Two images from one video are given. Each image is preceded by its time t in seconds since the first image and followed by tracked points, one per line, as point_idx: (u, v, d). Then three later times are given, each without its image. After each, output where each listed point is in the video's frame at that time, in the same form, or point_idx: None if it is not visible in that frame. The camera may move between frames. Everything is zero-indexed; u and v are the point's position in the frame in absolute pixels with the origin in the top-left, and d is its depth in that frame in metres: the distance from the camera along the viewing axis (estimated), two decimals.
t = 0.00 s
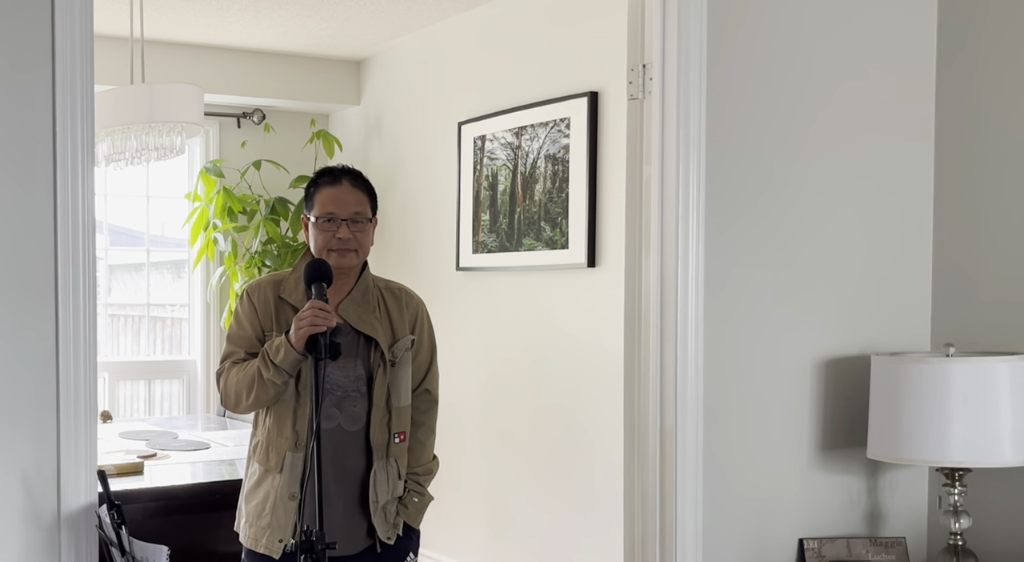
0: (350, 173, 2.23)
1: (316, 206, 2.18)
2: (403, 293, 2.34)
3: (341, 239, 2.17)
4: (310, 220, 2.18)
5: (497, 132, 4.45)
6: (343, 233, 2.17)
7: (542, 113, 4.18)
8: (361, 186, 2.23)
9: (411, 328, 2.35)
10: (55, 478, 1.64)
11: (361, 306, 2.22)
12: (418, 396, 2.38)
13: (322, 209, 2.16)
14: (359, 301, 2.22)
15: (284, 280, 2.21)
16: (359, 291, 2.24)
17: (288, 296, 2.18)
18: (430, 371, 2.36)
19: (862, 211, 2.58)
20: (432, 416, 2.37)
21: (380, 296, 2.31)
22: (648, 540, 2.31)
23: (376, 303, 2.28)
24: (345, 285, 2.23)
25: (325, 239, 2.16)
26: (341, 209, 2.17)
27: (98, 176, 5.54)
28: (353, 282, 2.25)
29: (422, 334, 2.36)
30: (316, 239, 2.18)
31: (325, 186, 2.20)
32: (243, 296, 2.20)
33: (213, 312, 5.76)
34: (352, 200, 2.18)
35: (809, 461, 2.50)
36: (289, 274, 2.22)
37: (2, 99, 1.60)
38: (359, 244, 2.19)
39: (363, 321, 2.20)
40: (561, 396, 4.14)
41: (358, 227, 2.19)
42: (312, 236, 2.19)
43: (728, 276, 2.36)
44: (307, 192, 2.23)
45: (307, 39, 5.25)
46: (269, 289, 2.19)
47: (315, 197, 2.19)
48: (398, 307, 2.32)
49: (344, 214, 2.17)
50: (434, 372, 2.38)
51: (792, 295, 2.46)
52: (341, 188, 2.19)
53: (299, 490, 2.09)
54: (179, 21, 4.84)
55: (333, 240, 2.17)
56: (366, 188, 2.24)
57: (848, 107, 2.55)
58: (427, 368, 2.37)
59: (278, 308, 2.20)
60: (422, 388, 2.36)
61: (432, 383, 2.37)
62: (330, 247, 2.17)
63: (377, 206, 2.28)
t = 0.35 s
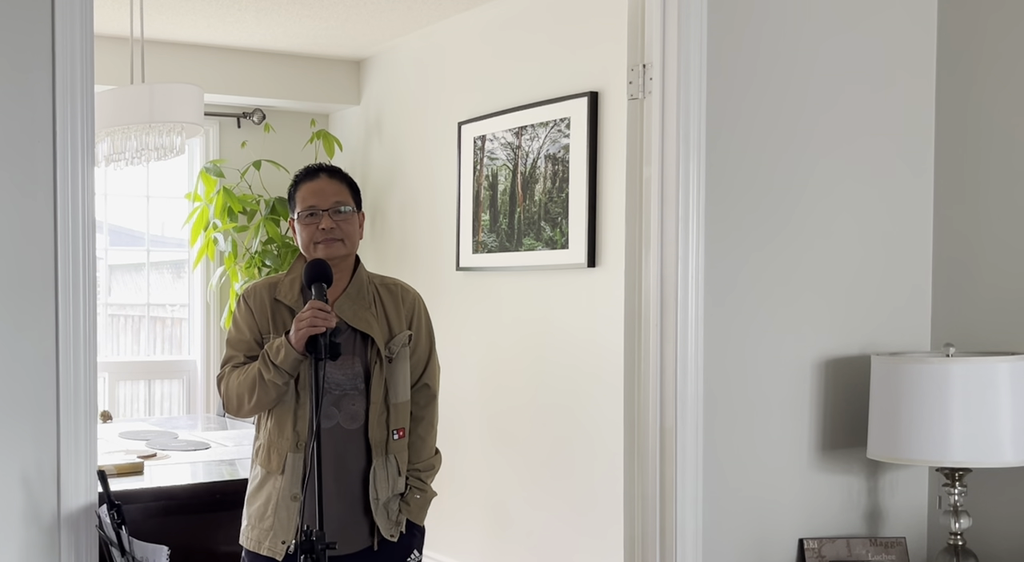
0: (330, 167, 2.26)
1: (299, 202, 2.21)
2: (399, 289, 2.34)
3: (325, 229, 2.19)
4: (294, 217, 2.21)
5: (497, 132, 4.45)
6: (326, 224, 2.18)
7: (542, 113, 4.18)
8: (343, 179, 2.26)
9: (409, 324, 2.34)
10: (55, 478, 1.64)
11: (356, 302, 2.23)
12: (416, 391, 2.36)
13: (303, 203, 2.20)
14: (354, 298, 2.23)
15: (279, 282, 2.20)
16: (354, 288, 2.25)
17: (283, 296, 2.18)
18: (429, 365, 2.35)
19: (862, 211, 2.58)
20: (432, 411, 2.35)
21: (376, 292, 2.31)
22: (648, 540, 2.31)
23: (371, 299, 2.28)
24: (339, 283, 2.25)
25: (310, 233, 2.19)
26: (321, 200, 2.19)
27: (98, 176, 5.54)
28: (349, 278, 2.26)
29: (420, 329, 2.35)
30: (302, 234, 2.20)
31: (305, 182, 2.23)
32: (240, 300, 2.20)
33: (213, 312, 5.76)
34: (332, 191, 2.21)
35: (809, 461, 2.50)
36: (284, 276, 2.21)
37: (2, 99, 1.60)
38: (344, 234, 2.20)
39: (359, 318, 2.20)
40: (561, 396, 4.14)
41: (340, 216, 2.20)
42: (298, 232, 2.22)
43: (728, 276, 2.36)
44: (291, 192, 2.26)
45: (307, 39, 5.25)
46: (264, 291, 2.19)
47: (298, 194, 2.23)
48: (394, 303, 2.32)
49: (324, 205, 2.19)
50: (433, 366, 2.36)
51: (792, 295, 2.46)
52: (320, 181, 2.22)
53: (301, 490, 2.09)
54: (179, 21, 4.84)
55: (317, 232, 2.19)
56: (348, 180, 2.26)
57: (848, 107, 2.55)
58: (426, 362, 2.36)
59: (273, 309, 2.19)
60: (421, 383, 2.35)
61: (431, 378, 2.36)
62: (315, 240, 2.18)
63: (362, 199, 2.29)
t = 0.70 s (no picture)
0: (345, 166, 2.28)
1: (310, 197, 2.22)
2: (401, 289, 2.34)
3: (333, 226, 2.19)
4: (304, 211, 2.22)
5: (497, 132, 4.45)
6: (335, 220, 2.19)
7: (542, 113, 4.18)
8: (355, 177, 2.26)
9: (410, 324, 2.34)
10: (55, 478, 1.64)
11: (357, 302, 2.22)
12: (418, 392, 2.37)
13: (315, 198, 2.20)
14: (357, 298, 2.22)
15: (281, 281, 2.20)
16: (356, 288, 2.24)
17: (286, 295, 2.18)
18: (431, 366, 2.36)
19: (863, 211, 2.58)
20: (433, 412, 2.36)
21: (378, 292, 2.31)
22: (648, 540, 2.31)
23: (373, 300, 2.28)
24: (342, 283, 2.24)
25: (317, 227, 2.19)
26: (332, 197, 2.20)
27: (98, 176, 5.54)
28: (351, 280, 2.25)
29: (421, 330, 2.36)
30: (311, 229, 2.21)
31: (319, 178, 2.24)
32: (241, 298, 2.20)
33: (213, 312, 5.76)
34: (344, 188, 2.21)
35: (809, 461, 2.50)
36: (286, 276, 2.22)
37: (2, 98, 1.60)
38: (351, 233, 2.21)
39: (361, 317, 2.20)
40: (561, 396, 4.14)
41: (350, 215, 2.21)
42: (307, 227, 2.22)
43: (728, 275, 2.36)
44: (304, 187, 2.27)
45: (307, 39, 5.24)
46: (266, 290, 2.19)
47: (310, 188, 2.23)
48: (396, 304, 2.32)
49: (335, 202, 2.20)
50: (434, 366, 2.37)
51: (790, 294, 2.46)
52: (333, 178, 2.22)
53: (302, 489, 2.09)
54: (179, 21, 4.84)
55: (326, 228, 2.19)
56: (360, 179, 2.27)
57: (848, 107, 2.55)
58: (428, 363, 2.36)
59: (276, 308, 2.20)
60: (423, 384, 2.36)
61: (433, 379, 2.36)
62: (322, 235, 2.19)
63: (373, 202, 2.30)
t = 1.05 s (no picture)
0: (370, 178, 2.24)
1: (333, 203, 2.17)
2: (399, 291, 2.35)
3: (350, 241, 2.17)
4: (323, 215, 2.17)
5: (497, 133, 4.46)
6: (353, 237, 2.17)
7: (542, 113, 4.18)
8: (375, 190, 2.24)
9: (409, 325, 2.35)
10: (54, 478, 1.64)
11: (358, 303, 2.22)
12: (417, 393, 2.38)
13: (338, 208, 2.16)
14: (357, 299, 2.22)
15: (281, 280, 2.21)
16: (356, 289, 2.24)
17: (285, 295, 2.18)
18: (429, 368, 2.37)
19: (862, 211, 2.58)
20: (433, 412, 2.37)
21: (377, 294, 2.31)
22: (648, 540, 2.31)
23: (372, 301, 2.28)
24: (343, 284, 2.23)
25: (333, 238, 2.16)
26: (356, 212, 2.17)
27: (98, 176, 5.54)
28: (351, 281, 2.25)
29: (419, 331, 2.37)
30: (326, 235, 2.17)
31: (344, 186, 2.19)
32: (240, 297, 2.19)
33: (213, 312, 5.76)
34: (368, 205, 2.19)
35: (808, 461, 2.50)
36: (285, 275, 2.22)
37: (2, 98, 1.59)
38: (364, 250, 2.19)
39: (361, 319, 2.20)
40: (560, 396, 4.14)
41: (368, 233, 2.19)
42: (321, 231, 2.18)
43: (728, 276, 2.36)
44: (323, 185, 2.22)
45: (307, 39, 5.24)
46: (265, 289, 2.19)
47: (333, 194, 2.18)
48: (394, 305, 2.32)
49: (358, 217, 2.17)
50: (432, 368, 2.38)
51: (790, 295, 2.46)
52: (360, 191, 2.19)
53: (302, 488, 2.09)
54: (179, 21, 4.84)
55: (342, 241, 2.17)
56: (380, 192, 2.24)
57: (847, 107, 2.55)
58: (426, 366, 2.38)
59: (276, 309, 2.20)
60: (422, 385, 2.37)
61: (431, 380, 2.38)
62: (335, 247, 2.17)
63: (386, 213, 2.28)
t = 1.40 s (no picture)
0: (362, 179, 2.22)
1: (325, 210, 2.16)
2: (402, 293, 2.35)
3: (346, 247, 2.16)
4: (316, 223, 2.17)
5: (497, 132, 4.46)
6: (348, 243, 2.16)
7: (542, 113, 4.18)
8: (369, 191, 2.22)
9: (410, 328, 2.35)
10: (54, 478, 1.64)
11: (359, 306, 2.22)
12: (416, 396, 2.38)
13: (331, 215, 2.15)
14: (359, 302, 2.23)
15: (282, 281, 2.21)
16: (357, 292, 2.24)
17: (286, 296, 2.18)
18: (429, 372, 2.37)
19: (862, 211, 2.58)
20: (431, 416, 2.37)
21: (379, 296, 2.31)
22: (648, 540, 2.31)
23: (374, 303, 2.28)
24: (344, 286, 2.23)
25: (329, 246, 2.15)
26: (349, 218, 2.15)
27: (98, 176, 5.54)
28: (352, 284, 2.25)
29: (420, 334, 2.37)
30: (322, 243, 2.16)
31: (335, 192, 2.18)
32: (242, 296, 2.20)
33: (213, 312, 5.76)
34: (361, 210, 2.17)
35: (808, 461, 2.50)
36: (287, 275, 2.22)
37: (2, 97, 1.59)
38: (362, 253, 2.19)
39: (362, 320, 2.20)
40: (560, 396, 4.15)
41: (363, 237, 2.18)
42: (317, 239, 2.17)
43: (728, 276, 2.36)
44: (315, 192, 2.20)
45: (307, 39, 5.24)
46: (268, 289, 2.19)
47: (324, 201, 2.17)
48: (396, 308, 2.32)
49: (351, 223, 2.16)
50: (432, 372, 2.39)
51: (791, 295, 2.46)
52: (351, 196, 2.17)
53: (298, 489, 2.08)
54: (179, 21, 4.84)
55: (338, 248, 2.16)
56: (373, 193, 2.22)
57: (847, 107, 2.55)
58: (426, 368, 2.38)
59: (277, 309, 2.20)
60: (421, 389, 2.37)
61: (430, 384, 2.38)
62: (333, 254, 2.16)
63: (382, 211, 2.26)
